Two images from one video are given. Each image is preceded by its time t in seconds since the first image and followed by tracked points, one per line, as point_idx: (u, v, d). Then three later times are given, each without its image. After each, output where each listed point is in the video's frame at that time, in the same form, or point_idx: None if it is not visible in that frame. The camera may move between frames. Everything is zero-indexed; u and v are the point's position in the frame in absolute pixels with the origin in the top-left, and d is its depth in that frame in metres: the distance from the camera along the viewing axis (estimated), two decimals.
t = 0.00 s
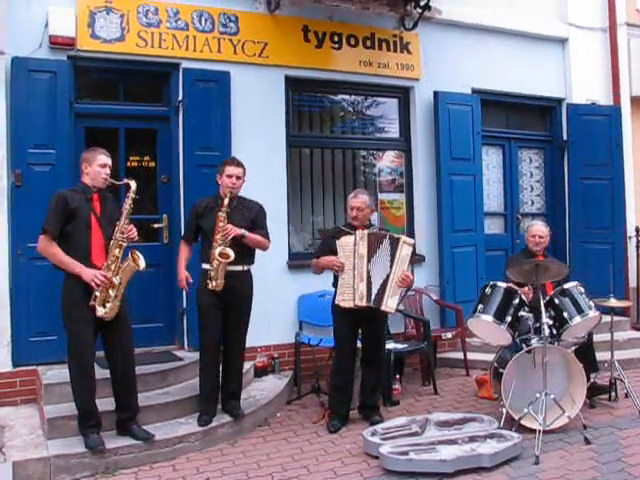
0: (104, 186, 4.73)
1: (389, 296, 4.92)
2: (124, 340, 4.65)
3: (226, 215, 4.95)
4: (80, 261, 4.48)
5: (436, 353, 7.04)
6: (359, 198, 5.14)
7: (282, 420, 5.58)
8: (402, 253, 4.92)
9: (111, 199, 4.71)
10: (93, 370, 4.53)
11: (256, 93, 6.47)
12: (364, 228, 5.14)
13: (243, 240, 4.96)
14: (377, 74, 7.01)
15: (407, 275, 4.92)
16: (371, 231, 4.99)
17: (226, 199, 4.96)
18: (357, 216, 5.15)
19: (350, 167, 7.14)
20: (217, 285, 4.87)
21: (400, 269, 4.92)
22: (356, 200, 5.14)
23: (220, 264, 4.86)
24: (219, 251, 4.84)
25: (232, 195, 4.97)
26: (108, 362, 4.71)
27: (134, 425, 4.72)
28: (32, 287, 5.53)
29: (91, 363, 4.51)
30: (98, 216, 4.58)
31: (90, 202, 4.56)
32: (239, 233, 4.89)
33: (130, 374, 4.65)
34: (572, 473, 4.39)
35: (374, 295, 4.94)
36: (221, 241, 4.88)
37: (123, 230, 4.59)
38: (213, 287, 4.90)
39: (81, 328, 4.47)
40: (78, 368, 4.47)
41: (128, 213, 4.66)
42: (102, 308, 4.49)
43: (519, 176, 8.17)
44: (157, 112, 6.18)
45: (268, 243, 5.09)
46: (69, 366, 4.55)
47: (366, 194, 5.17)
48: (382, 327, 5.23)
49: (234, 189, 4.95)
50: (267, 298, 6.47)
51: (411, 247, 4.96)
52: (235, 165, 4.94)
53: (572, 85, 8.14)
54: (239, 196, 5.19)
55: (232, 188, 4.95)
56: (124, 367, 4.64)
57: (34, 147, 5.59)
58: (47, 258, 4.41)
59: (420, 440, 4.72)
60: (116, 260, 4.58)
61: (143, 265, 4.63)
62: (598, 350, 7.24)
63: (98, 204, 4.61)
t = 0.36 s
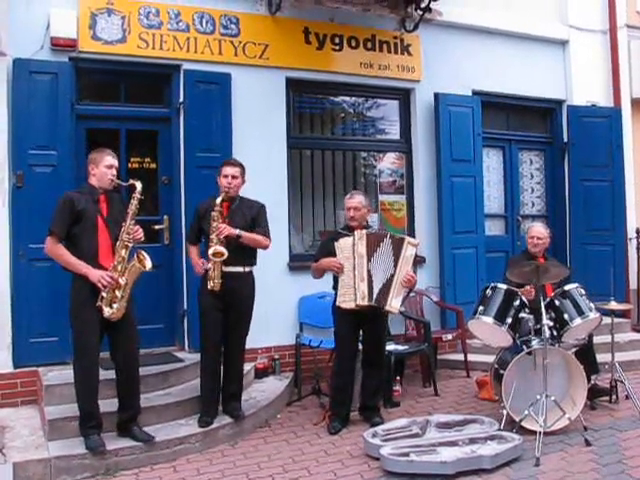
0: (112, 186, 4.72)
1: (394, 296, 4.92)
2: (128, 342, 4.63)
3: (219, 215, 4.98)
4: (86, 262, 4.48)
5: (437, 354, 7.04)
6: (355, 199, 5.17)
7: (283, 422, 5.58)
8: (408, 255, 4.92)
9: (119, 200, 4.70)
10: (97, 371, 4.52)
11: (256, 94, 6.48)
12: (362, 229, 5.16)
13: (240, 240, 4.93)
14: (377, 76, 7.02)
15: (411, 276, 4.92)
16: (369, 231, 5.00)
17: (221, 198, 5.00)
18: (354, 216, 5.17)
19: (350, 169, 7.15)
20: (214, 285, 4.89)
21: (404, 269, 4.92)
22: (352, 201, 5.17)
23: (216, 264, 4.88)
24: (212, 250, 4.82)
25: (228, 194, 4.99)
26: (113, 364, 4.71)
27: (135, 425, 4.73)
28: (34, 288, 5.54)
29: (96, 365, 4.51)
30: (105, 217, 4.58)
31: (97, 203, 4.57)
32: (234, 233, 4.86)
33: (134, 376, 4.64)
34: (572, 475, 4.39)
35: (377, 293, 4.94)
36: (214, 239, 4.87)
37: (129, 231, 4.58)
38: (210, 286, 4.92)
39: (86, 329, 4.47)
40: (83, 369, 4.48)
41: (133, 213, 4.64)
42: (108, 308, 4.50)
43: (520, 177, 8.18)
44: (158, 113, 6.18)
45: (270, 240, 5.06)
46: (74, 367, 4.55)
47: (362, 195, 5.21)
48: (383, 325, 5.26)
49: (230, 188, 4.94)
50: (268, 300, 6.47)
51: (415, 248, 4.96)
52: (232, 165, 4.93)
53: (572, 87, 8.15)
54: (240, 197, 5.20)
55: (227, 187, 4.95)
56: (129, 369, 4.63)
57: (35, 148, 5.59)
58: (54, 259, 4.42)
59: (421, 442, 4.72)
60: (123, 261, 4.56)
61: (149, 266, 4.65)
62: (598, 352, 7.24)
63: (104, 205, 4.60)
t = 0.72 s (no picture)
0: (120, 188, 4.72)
1: (391, 296, 4.95)
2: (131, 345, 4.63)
3: (221, 218, 4.98)
4: (92, 264, 4.50)
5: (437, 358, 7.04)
6: (344, 202, 5.18)
7: (283, 425, 5.57)
8: (402, 254, 4.99)
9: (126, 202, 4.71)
10: (101, 374, 4.52)
11: (257, 98, 6.49)
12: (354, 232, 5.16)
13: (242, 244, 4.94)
14: (377, 79, 7.03)
15: (406, 275, 4.98)
16: (359, 233, 4.99)
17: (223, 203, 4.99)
18: (344, 220, 5.17)
19: (350, 173, 7.16)
20: (214, 289, 4.87)
21: (399, 269, 4.98)
22: (342, 205, 5.18)
23: (217, 267, 4.86)
24: (213, 254, 4.81)
25: (230, 198, 4.99)
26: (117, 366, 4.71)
27: (135, 429, 4.73)
28: (34, 290, 5.54)
29: (100, 368, 4.51)
30: (111, 220, 4.59)
31: (103, 206, 4.58)
32: (235, 236, 4.85)
33: (137, 380, 4.65)
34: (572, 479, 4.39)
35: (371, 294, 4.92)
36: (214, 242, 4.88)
37: (135, 234, 4.58)
38: (211, 290, 4.90)
39: (90, 333, 4.47)
40: (87, 371, 4.48)
41: (138, 217, 4.65)
42: (113, 310, 4.49)
43: (520, 181, 8.19)
44: (159, 117, 6.19)
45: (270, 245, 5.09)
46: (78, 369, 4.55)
47: (351, 199, 5.22)
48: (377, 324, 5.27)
49: (232, 192, 4.94)
50: (268, 303, 6.48)
51: (409, 247, 5.04)
52: (235, 169, 4.93)
53: (572, 91, 8.16)
54: (241, 201, 5.21)
55: (229, 191, 4.95)
56: (131, 372, 4.63)
57: (36, 151, 5.60)
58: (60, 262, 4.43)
59: (421, 446, 4.72)
60: (129, 264, 4.55)
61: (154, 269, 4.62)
62: (598, 356, 7.24)
63: (110, 208, 4.61)
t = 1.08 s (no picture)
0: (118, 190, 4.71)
1: (383, 291, 4.96)
2: (133, 348, 4.64)
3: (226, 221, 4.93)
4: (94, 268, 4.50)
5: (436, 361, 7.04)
6: (329, 204, 5.18)
7: (282, 428, 5.57)
8: (380, 246, 4.99)
9: (125, 204, 4.70)
10: (103, 377, 4.52)
11: (256, 101, 6.50)
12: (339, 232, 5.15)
13: (243, 247, 4.95)
14: (376, 82, 7.03)
15: (392, 265, 4.98)
16: (348, 234, 4.99)
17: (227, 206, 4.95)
18: (329, 222, 5.17)
19: (349, 176, 7.16)
20: (217, 292, 4.87)
21: (383, 262, 4.98)
22: (326, 207, 5.18)
23: (220, 270, 4.85)
24: (218, 257, 4.81)
25: (233, 202, 4.97)
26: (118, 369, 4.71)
27: (134, 432, 4.72)
28: (35, 294, 5.55)
29: (102, 370, 4.51)
30: (111, 223, 4.59)
31: (101, 209, 4.57)
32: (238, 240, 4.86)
33: (138, 383, 4.64)
34: None
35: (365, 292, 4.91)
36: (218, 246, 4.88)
37: (135, 235, 4.56)
38: (212, 293, 4.90)
39: (92, 335, 4.46)
40: (89, 373, 4.48)
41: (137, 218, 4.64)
42: (117, 312, 4.49)
43: (518, 183, 8.20)
44: (157, 119, 6.19)
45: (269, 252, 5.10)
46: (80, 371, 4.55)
47: (335, 200, 5.21)
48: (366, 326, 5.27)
49: (234, 196, 4.93)
50: (267, 306, 6.48)
51: (385, 239, 5.04)
52: (238, 173, 4.92)
53: (571, 93, 8.16)
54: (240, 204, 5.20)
55: (231, 194, 4.94)
56: (132, 375, 4.62)
57: (35, 154, 5.60)
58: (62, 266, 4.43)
59: (420, 448, 4.72)
60: (130, 266, 4.55)
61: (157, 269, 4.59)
62: (597, 358, 7.24)
63: (109, 210, 4.60)
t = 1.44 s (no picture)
0: (112, 189, 4.71)
1: (377, 287, 4.94)
2: (131, 347, 4.63)
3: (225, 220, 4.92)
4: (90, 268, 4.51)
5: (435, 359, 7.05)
6: (320, 204, 5.18)
7: (281, 427, 5.58)
8: (369, 244, 4.99)
9: (119, 203, 4.70)
10: (99, 377, 4.52)
11: (256, 100, 6.50)
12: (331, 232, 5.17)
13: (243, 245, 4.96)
14: (375, 80, 7.03)
15: (382, 261, 4.96)
16: (341, 233, 5.00)
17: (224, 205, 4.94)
18: (320, 221, 5.18)
19: (348, 175, 7.16)
20: (221, 291, 4.85)
21: (374, 258, 4.97)
22: (317, 207, 5.18)
23: (223, 267, 4.84)
24: (221, 256, 4.79)
25: (230, 201, 4.97)
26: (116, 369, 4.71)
27: (133, 431, 4.72)
28: (33, 293, 5.54)
29: (98, 369, 4.51)
30: (105, 222, 4.58)
31: (96, 209, 4.57)
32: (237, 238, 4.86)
33: (136, 383, 4.64)
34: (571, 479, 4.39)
35: (361, 291, 4.90)
36: (221, 245, 4.87)
37: (129, 235, 4.55)
38: (218, 292, 4.87)
39: (89, 334, 4.47)
40: (87, 373, 4.48)
41: (131, 218, 4.62)
42: (114, 312, 4.48)
43: (518, 182, 8.20)
44: (156, 119, 6.19)
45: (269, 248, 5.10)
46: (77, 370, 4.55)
47: (326, 200, 5.22)
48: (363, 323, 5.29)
49: (232, 194, 4.93)
50: (266, 305, 6.48)
51: (373, 236, 5.05)
52: (234, 171, 4.93)
53: (570, 91, 8.16)
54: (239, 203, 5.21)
55: (229, 193, 4.94)
56: (130, 374, 4.62)
57: (34, 154, 5.60)
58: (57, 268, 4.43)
59: (420, 446, 4.72)
60: (125, 266, 4.53)
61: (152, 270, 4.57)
62: (597, 356, 7.24)
63: (103, 210, 4.60)
